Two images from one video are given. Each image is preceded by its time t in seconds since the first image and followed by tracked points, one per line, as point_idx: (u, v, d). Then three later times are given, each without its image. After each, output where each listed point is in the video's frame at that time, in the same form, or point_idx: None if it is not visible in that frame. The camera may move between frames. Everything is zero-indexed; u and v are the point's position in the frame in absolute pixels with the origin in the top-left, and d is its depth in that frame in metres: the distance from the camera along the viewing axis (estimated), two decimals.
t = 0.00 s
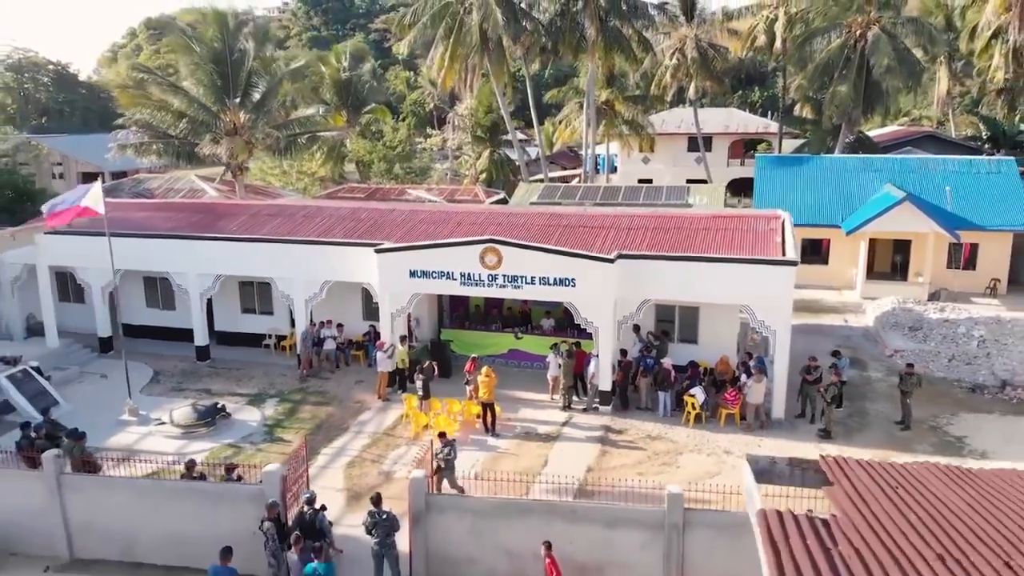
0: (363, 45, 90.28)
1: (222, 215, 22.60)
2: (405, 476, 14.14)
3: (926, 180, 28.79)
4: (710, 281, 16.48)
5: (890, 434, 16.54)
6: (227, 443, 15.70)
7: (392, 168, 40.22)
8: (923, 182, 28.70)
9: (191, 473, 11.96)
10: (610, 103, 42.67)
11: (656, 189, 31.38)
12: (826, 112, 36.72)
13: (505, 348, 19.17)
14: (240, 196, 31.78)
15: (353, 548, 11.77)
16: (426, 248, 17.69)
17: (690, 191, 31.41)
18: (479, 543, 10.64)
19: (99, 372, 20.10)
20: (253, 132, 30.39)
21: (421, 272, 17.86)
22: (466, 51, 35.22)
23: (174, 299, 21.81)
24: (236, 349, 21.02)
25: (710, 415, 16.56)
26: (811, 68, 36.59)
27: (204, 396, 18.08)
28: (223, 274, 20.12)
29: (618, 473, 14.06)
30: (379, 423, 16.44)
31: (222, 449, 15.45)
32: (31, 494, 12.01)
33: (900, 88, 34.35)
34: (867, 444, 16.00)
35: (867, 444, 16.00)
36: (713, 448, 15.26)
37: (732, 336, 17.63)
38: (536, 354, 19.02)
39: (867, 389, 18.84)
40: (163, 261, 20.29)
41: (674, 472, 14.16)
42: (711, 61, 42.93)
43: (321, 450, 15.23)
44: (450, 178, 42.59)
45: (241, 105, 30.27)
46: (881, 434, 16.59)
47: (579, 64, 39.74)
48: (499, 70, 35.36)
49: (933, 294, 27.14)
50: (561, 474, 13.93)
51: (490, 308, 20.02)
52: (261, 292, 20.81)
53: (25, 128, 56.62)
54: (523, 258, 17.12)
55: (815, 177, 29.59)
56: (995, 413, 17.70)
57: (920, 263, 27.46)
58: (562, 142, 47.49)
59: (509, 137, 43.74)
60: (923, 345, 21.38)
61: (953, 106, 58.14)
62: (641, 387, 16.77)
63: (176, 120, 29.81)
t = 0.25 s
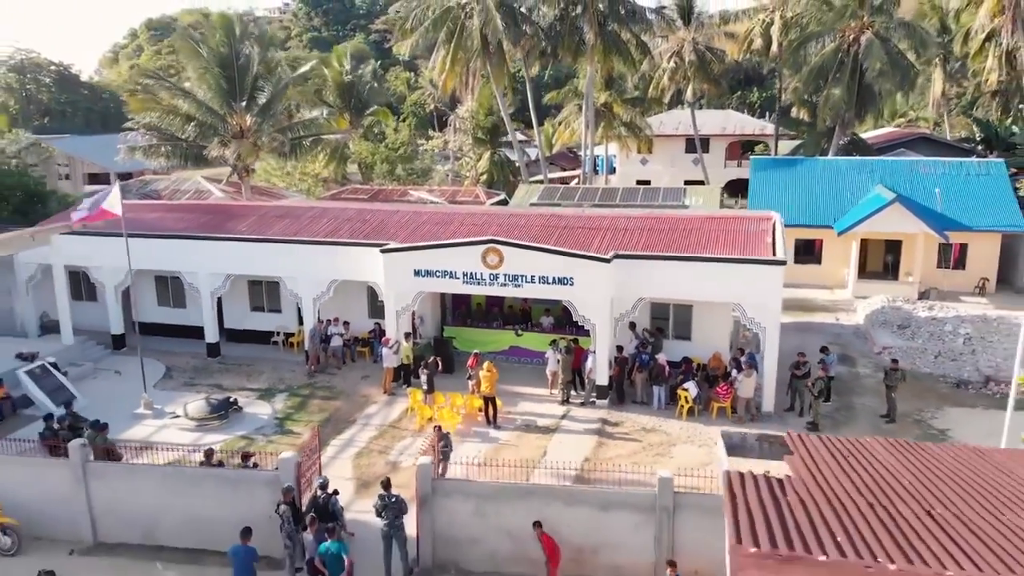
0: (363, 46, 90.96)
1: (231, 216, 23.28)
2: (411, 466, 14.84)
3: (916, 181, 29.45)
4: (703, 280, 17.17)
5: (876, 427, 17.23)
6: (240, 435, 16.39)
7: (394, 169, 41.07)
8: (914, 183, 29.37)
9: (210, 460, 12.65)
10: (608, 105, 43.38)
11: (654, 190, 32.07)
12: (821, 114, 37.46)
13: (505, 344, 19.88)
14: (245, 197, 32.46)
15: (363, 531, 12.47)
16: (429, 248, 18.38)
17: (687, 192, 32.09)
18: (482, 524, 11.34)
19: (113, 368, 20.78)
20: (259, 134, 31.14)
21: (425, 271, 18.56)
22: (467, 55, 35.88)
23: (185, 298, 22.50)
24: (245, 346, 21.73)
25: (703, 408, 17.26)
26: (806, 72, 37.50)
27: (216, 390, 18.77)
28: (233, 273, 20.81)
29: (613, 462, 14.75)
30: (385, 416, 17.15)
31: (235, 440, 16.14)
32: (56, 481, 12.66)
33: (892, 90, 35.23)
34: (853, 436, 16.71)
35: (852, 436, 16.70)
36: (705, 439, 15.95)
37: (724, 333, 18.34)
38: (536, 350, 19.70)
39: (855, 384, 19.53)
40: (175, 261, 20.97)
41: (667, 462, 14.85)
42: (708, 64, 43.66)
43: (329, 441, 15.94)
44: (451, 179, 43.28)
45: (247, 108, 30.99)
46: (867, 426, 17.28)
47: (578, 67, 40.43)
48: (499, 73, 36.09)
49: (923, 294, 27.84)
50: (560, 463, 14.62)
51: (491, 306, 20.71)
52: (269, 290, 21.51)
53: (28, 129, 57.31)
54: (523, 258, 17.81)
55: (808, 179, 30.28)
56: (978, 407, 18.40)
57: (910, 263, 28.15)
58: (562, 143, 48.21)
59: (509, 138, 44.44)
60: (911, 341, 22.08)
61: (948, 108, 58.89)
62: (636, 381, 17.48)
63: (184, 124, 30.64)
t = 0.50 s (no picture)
0: (364, 46, 91.65)
1: (240, 216, 23.99)
2: (417, 455, 15.57)
3: (907, 183, 30.17)
4: (696, 278, 17.90)
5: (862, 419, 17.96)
6: (252, 426, 17.11)
7: (396, 170, 41.90)
8: (904, 185, 30.10)
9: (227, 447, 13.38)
10: (607, 107, 44.11)
11: (651, 191, 32.81)
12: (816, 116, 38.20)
13: (506, 341, 20.61)
14: (251, 198, 33.23)
15: (372, 515, 13.19)
16: (433, 248, 19.10)
17: (683, 193, 32.82)
18: (485, 507, 12.07)
19: (126, 363, 21.49)
20: (265, 137, 31.89)
21: (429, 270, 19.28)
22: (469, 58, 36.63)
23: (196, 296, 23.23)
24: (254, 342, 22.47)
25: (696, 402, 17.98)
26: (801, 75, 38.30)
27: (227, 385, 19.49)
28: (243, 272, 21.52)
29: (609, 451, 15.47)
30: (391, 408, 17.88)
31: (247, 431, 16.87)
32: (81, 467, 13.34)
33: (885, 93, 35.98)
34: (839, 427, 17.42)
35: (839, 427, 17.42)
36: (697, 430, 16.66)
37: (717, 330, 19.07)
38: (535, 346, 20.44)
39: (843, 379, 20.26)
40: (186, 260, 21.69)
41: (660, 451, 15.57)
42: (705, 67, 44.41)
43: (338, 432, 16.67)
44: (452, 180, 44.04)
45: (253, 111, 31.75)
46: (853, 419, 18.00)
47: (577, 70, 41.18)
48: (499, 76, 36.83)
49: (913, 292, 28.57)
50: (558, 451, 15.35)
51: (492, 304, 21.43)
52: (278, 289, 22.25)
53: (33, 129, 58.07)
54: (524, 257, 18.53)
55: (802, 180, 31.02)
56: (961, 401, 19.12)
57: (900, 262, 28.88)
58: (561, 144, 48.98)
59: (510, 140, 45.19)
60: (899, 338, 22.81)
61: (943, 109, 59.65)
62: (632, 375, 18.22)
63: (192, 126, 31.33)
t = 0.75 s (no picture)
0: (365, 47, 92.35)
1: (249, 216, 24.75)
2: (423, 444, 16.33)
3: (898, 184, 30.93)
4: (690, 276, 18.67)
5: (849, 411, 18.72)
6: (264, 418, 17.87)
7: (399, 171, 42.71)
8: (895, 186, 30.85)
9: (245, 436, 14.15)
10: (606, 109, 44.85)
11: (648, 192, 33.57)
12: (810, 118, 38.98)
13: (507, 337, 21.37)
14: (257, 198, 34.01)
15: (381, 499, 13.95)
16: (437, 247, 19.86)
17: (680, 194, 33.58)
18: (488, 490, 12.83)
19: (140, 358, 22.23)
20: (271, 139, 32.63)
21: (434, 268, 20.05)
22: (470, 61, 37.37)
23: (207, 294, 23.99)
24: (263, 338, 23.24)
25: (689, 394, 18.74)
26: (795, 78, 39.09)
27: (239, 379, 20.25)
28: (253, 271, 22.28)
29: (606, 441, 16.23)
30: (397, 401, 18.65)
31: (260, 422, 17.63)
32: (106, 455, 14.07)
33: (878, 96, 36.72)
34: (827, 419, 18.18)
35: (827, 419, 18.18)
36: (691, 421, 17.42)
37: (710, 326, 19.85)
38: (536, 342, 21.21)
39: (832, 373, 21.02)
40: (198, 259, 22.45)
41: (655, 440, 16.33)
42: (702, 69, 45.16)
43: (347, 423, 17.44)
44: (453, 180, 44.80)
45: (260, 113, 32.71)
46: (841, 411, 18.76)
47: (575, 72, 41.91)
48: (500, 79, 37.56)
49: (904, 290, 29.32)
50: (558, 440, 16.10)
51: (494, 301, 22.18)
52: (287, 287, 23.03)
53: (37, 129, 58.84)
54: (524, 255, 19.30)
55: (796, 181, 31.79)
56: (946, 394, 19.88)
57: (891, 261, 29.63)
58: (561, 145, 49.73)
59: (510, 141, 45.95)
60: (887, 334, 23.57)
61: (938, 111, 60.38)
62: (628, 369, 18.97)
63: (201, 128, 32.13)
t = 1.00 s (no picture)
0: (365, 47, 93.14)
1: (258, 216, 25.54)
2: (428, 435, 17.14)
3: (889, 185, 31.72)
4: (683, 275, 19.48)
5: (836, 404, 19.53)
6: (275, 410, 18.66)
7: (401, 172, 43.55)
8: (886, 187, 31.65)
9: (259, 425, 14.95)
10: (604, 111, 45.67)
11: (646, 193, 34.37)
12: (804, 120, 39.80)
13: (508, 334, 22.17)
14: (263, 199, 34.82)
15: (389, 485, 14.76)
16: (440, 247, 20.66)
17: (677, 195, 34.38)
18: (490, 476, 13.63)
19: (153, 354, 23.01)
20: (278, 141, 33.81)
21: (437, 267, 20.85)
22: (471, 64, 38.18)
23: (217, 292, 24.78)
24: (272, 335, 24.05)
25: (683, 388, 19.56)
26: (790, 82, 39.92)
27: (250, 373, 21.06)
28: (262, 270, 23.07)
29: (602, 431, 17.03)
30: (402, 394, 19.45)
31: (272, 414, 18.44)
32: (127, 443, 14.83)
33: (871, 99, 37.52)
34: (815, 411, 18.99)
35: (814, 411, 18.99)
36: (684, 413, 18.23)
37: (703, 323, 20.68)
38: (535, 339, 22.01)
39: (821, 368, 21.84)
40: (209, 258, 23.24)
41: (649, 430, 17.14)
42: (699, 72, 45.97)
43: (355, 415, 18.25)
44: (454, 181, 45.62)
45: (266, 116, 33.71)
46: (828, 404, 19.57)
47: (574, 75, 42.73)
48: (500, 82, 38.36)
49: (893, 289, 30.12)
50: (556, 430, 16.91)
51: (495, 299, 22.97)
52: (295, 285, 23.83)
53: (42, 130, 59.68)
54: (524, 255, 20.11)
55: (789, 183, 32.58)
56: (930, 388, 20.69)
57: (882, 261, 30.42)
58: (560, 146, 50.55)
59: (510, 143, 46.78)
60: (875, 331, 24.39)
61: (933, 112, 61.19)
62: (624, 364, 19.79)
63: (210, 130, 33.09)
